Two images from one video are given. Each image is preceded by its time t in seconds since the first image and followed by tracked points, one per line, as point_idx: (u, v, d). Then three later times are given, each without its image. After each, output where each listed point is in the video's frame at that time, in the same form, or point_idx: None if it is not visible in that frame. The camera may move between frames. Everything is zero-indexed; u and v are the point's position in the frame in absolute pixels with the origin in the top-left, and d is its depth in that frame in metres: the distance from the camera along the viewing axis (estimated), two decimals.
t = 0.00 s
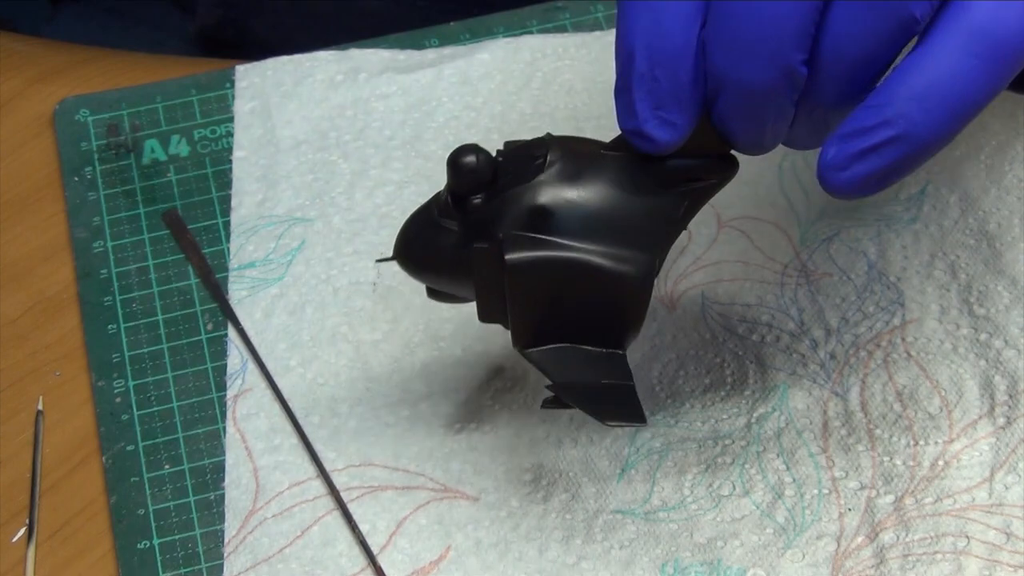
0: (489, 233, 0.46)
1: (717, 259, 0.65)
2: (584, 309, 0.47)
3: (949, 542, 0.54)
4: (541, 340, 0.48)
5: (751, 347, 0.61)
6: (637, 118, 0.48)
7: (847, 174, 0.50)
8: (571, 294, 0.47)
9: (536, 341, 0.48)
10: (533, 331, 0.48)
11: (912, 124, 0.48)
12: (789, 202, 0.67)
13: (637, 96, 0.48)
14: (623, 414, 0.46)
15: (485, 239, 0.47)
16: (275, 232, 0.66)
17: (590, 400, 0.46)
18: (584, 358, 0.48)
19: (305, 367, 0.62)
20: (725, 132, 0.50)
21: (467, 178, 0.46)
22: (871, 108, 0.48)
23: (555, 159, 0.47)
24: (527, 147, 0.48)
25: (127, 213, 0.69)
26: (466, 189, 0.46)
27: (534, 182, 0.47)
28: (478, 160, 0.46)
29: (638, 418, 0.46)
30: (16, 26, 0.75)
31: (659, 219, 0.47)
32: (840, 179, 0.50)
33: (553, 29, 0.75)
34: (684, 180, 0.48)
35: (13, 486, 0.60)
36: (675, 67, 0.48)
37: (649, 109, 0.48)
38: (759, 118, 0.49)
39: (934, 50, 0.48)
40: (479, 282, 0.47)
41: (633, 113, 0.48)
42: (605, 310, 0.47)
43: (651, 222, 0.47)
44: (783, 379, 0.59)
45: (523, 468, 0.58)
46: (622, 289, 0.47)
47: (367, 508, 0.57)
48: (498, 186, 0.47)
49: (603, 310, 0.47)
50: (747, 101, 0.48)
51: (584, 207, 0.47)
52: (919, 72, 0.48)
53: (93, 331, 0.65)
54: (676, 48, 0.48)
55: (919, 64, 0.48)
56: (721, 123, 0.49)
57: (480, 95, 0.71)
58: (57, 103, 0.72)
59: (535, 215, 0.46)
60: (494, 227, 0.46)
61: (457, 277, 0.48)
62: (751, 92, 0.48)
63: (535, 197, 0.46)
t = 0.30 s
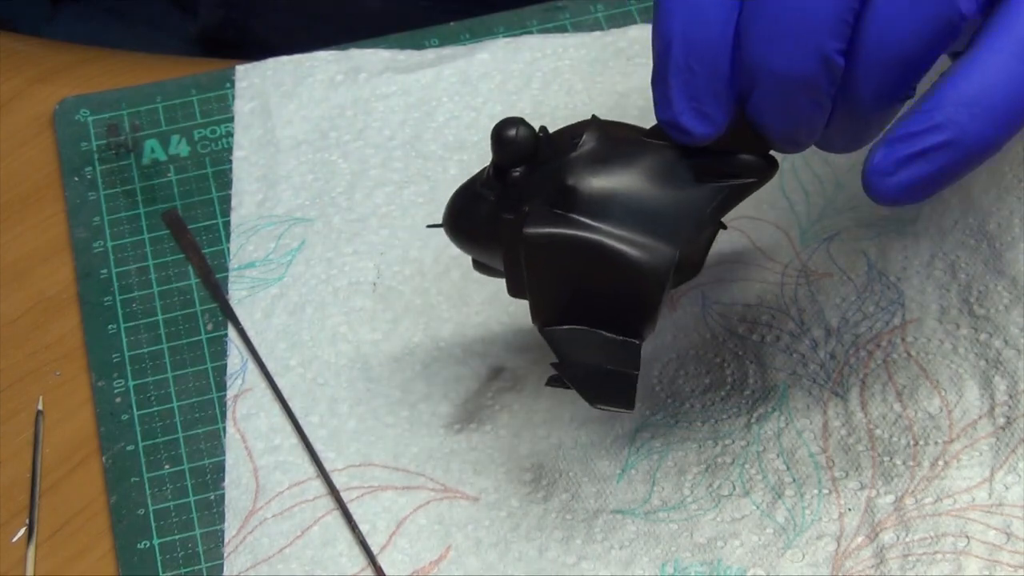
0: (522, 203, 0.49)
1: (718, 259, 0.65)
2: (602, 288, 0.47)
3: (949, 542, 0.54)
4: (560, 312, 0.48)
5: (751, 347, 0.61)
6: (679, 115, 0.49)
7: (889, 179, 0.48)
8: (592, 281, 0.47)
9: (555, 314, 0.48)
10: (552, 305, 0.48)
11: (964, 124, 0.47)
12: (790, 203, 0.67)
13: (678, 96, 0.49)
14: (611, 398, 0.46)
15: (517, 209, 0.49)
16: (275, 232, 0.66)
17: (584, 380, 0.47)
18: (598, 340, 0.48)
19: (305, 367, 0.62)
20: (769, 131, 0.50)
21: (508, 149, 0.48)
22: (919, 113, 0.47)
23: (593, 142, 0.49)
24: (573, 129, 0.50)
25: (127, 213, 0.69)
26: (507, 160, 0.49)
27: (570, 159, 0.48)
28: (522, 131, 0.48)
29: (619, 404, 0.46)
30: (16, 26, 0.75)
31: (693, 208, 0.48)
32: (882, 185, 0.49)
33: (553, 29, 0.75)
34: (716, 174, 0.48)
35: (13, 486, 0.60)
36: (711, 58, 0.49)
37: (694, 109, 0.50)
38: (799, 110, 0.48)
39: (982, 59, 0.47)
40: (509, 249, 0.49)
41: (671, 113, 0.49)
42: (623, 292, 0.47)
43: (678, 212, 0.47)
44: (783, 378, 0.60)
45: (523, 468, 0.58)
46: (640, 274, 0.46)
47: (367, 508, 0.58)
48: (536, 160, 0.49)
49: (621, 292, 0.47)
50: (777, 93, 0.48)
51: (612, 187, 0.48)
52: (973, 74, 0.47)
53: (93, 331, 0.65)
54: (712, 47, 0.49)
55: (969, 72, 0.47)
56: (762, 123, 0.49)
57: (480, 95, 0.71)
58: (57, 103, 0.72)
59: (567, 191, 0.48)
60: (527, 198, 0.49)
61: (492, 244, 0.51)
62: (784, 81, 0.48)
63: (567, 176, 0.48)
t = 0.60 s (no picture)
0: (533, 174, 0.44)
1: (715, 260, 0.64)
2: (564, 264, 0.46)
3: (949, 542, 0.54)
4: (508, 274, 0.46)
5: (751, 348, 0.61)
6: (736, 174, 0.45)
7: (892, 309, 0.51)
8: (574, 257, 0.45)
9: (505, 272, 0.46)
10: (510, 264, 0.46)
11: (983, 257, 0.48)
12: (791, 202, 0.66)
13: (740, 147, 0.45)
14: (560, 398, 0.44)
15: (525, 178, 0.44)
16: (275, 232, 0.66)
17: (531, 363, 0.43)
18: (537, 317, 0.46)
19: (306, 368, 0.62)
20: (838, 229, 0.45)
21: (539, 111, 0.42)
22: (944, 300, 0.50)
23: (634, 134, 0.43)
24: (613, 100, 0.44)
25: (127, 213, 0.69)
26: (533, 119, 0.43)
27: (599, 143, 0.43)
28: (561, 97, 0.42)
29: (559, 411, 0.43)
30: (16, 26, 0.74)
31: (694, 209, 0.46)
32: (887, 292, 0.52)
33: (553, 29, 0.75)
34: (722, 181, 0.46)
35: (13, 486, 0.60)
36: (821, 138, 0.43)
37: (795, 169, 0.43)
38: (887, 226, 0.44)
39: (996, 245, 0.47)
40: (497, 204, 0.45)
41: (732, 167, 0.45)
42: (579, 275, 0.46)
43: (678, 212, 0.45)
44: (784, 379, 0.59)
45: (523, 468, 0.58)
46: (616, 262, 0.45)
47: (367, 508, 0.58)
48: (563, 131, 0.43)
49: (577, 275, 0.46)
50: (893, 209, 0.43)
51: (627, 185, 0.44)
52: (1003, 283, 0.48)
53: (93, 331, 0.65)
54: (842, 95, 0.42)
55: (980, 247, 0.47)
56: (838, 186, 0.45)
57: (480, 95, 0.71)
58: (57, 103, 0.72)
59: (585, 185, 0.43)
60: (540, 169, 0.43)
61: (477, 180, 0.46)
62: (901, 215, 0.43)
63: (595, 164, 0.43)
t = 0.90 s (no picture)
0: (533, 167, 0.44)
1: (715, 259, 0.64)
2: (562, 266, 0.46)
3: (949, 542, 0.54)
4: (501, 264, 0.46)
5: (751, 348, 0.61)
6: (738, 198, 0.45)
7: (886, 333, 0.52)
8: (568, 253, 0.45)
9: (497, 262, 0.46)
10: (501, 254, 0.46)
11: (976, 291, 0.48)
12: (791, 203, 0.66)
13: (741, 172, 0.45)
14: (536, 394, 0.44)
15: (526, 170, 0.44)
16: (275, 232, 0.66)
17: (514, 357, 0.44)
18: (525, 310, 0.46)
19: (306, 367, 0.62)
20: (836, 259, 0.45)
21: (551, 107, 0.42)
22: (938, 327, 0.50)
23: (641, 138, 0.43)
24: (623, 103, 0.44)
25: (127, 213, 0.69)
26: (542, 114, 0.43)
27: (606, 144, 0.43)
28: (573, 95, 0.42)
29: (536, 406, 0.44)
30: (16, 26, 0.75)
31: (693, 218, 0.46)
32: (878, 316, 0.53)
33: (553, 29, 0.75)
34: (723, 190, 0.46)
35: (13, 486, 0.60)
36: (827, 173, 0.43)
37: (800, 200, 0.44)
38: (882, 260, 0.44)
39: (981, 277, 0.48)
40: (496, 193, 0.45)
41: (734, 190, 0.45)
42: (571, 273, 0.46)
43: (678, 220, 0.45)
44: (784, 379, 0.60)
45: (523, 468, 0.58)
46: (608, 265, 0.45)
47: (367, 508, 0.58)
48: (570, 128, 0.43)
49: (570, 273, 0.46)
50: (895, 242, 0.44)
51: (629, 188, 0.43)
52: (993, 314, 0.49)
53: (93, 331, 0.65)
54: (853, 129, 0.42)
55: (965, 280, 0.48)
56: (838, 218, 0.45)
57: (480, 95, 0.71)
58: (57, 103, 0.71)
59: (586, 185, 0.43)
60: (540, 162, 0.43)
61: (477, 166, 0.46)
62: (901, 251, 0.44)
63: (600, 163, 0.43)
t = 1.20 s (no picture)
0: (535, 175, 0.44)
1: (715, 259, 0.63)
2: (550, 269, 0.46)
3: (949, 542, 0.54)
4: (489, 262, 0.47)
5: (751, 348, 0.61)
6: (740, 227, 0.44)
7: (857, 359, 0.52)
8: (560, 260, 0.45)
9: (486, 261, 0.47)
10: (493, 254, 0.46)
11: (965, 333, 0.48)
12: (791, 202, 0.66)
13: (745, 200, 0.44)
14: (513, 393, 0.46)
15: (528, 179, 0.44)
16: (275, 232, 0.66)
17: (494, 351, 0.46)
18: (509, 310, 0.47)
19: (306, 368, 0.62)
20: (829, 296, 0.45)
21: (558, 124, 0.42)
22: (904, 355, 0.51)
23: (645, 154, 0.43)
24: (627, 116, 0.44)
25: (127, 213, 0.69)
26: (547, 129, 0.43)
27: (610, 160, 0.43)
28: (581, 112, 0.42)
29: (513, 406, 0.46)
30: (16, 26, 0.75)
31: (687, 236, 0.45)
32: (855, 342, 0.52)
33: (553, 29, 0.75)
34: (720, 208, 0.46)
35: (13, 487, 0.60)
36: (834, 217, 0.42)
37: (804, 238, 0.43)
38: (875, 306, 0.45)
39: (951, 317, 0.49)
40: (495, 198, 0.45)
41: (735, 219, 0.44)
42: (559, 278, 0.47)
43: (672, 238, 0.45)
44: (784, 380, 0.59)
45: (523, 468, 0.58)
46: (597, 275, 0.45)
47: (367, 508, 0.58)
48: (574, 141, 0.43)
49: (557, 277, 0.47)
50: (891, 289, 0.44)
51: (628, 204, 0.43)
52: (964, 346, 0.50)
53: (93, 331, 0.65)
54: (868, 174, 0.41)
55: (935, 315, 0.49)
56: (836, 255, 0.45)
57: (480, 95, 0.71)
58: (57, 103, 0.71)
59: (585, 196, 0.43)
60: (541, 172, 0.44)
61: (478, 166, 0.46)
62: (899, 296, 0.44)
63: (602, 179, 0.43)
